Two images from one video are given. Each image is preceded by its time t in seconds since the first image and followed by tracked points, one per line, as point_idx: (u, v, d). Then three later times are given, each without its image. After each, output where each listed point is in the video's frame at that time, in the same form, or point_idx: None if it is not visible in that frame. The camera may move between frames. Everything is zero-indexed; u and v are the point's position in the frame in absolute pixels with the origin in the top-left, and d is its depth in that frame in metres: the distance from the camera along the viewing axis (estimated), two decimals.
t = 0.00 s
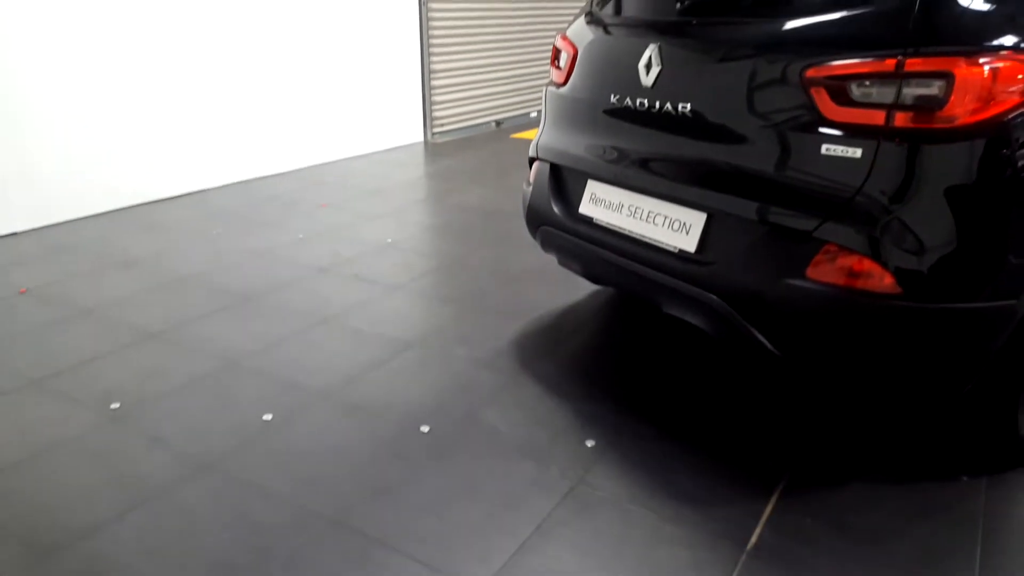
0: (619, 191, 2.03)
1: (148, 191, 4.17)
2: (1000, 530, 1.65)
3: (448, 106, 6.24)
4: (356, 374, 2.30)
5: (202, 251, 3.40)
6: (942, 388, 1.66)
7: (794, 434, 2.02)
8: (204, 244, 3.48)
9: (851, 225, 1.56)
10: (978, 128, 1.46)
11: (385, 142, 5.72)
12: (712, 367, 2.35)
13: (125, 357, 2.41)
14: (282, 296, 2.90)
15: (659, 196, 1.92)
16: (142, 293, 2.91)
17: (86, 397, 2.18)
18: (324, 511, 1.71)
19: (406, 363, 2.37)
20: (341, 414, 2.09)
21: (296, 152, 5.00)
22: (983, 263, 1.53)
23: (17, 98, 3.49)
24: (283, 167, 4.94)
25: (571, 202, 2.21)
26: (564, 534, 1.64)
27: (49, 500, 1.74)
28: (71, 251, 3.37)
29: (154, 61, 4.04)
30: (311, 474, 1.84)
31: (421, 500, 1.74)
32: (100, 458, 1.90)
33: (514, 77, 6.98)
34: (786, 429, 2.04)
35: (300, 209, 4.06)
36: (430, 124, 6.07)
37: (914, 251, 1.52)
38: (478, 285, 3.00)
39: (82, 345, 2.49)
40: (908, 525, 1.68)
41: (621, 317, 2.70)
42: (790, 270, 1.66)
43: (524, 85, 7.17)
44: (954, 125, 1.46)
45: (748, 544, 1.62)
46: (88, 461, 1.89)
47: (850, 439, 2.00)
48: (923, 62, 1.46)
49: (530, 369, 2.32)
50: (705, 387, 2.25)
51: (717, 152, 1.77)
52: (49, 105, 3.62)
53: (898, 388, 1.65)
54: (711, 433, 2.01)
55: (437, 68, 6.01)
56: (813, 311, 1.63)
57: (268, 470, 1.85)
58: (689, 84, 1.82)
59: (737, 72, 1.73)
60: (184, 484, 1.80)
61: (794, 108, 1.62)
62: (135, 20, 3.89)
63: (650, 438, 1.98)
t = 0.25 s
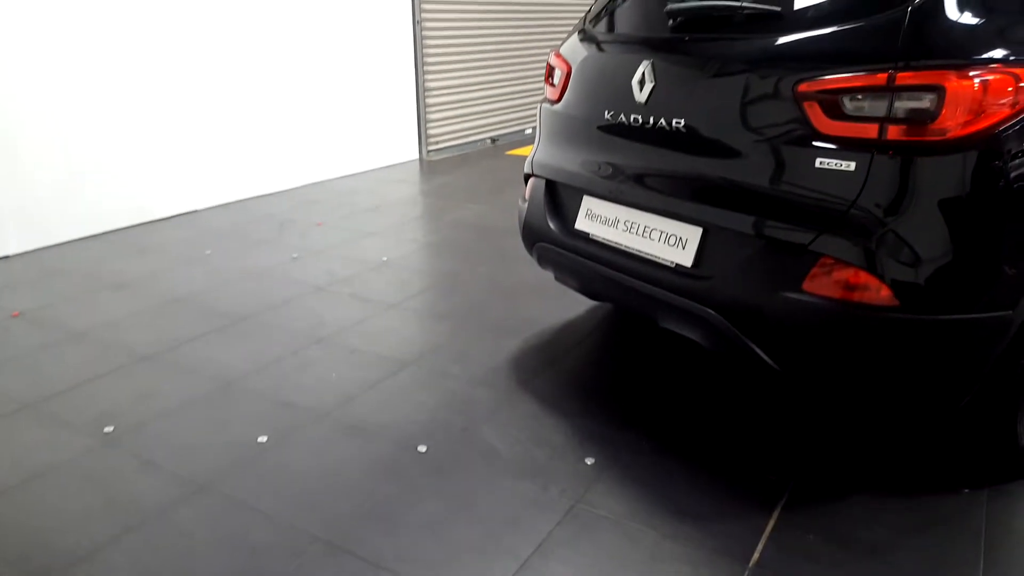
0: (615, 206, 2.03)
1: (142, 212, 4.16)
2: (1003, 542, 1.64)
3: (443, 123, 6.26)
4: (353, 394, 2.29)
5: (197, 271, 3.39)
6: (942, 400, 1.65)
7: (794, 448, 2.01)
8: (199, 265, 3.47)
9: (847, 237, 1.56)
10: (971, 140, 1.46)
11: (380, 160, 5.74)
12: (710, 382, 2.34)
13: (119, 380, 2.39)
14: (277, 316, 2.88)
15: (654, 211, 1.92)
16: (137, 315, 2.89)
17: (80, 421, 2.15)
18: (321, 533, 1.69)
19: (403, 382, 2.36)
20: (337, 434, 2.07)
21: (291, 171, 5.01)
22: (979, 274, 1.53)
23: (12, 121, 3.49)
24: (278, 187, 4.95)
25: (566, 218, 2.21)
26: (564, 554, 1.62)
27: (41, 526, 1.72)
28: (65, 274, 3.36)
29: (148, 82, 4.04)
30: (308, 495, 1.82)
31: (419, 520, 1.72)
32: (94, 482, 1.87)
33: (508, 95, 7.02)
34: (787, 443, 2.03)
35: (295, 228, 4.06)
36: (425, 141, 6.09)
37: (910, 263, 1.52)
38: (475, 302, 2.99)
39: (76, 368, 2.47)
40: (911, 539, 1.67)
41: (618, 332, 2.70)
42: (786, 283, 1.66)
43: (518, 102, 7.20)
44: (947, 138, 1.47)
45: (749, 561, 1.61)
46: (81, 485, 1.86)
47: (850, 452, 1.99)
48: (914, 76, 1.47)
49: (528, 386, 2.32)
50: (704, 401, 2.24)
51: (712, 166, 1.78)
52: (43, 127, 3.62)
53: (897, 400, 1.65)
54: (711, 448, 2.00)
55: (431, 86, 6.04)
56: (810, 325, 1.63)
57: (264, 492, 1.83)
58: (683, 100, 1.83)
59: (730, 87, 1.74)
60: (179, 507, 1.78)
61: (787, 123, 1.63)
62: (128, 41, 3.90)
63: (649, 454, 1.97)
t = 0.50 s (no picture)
0: (610, 220, 2.03)
1: (135, 230, 4.16)
2: (1004, 554, 1.63)
3: (437, 139, 6.28)
4: (348, 411, 2.27)
5: (190, 289, 3.38)
6: (940, 412, 1.65)
7: (792, 461, 2.00)
8: (192, 283, 3.46)
9: (842, 249, 1.56)
10: (963, 152, 1.47)
11: (374, 176, 5.75)
12: (707, 395, 2.34)
13: (112, 399, 2.37)
14: (272, 333, 2.87)
15: (649, 225, 1.92)
16: (130, 334, 2.88)
17: (72, 441, 2.13)
18: (317, 553, 1.67)
19: (399, 398, 2.34)
20: (333, 452, 2.06)
21: (285, 189, 5.01)
22: (974, 285, 1.53)
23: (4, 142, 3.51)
24: (272, 204, 4.95)
25: (561, 232, 2.21)
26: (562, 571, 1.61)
27: (33, 548, 1.70)
28: (57, 293, 3.34)
29: (140, 100, 4.05)
30: (303, 514, 1.80)
31: (416, 539, 1.71)
32: (86, 504, 1.85)
33: (502, 110, 7.05)
34: (785, 457, 2.02)
35: (290, 245, 4.06)
36: (419, 157, 6.10)
37: (905, 275, 1.52)
38: (471, 317, 2.99)
39: (68, 388, 2.45)
40: (911, 552, 1.65)
41: (614, 346, 2.69)
42: (782, 295, 1.66)
43: (511, 116, 7.23)
44: (939, 149, 1.47)
45: None
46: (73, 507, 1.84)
47: (849, 465, 1.99)
48: (906, 88, 1.48)
49: (525, 402, 2.30)
50: (701, 414, 2.23)
51: (706, 180, 1.78)
52: (34, 145, 3.62)
53: (895, 413, 1.64)
54: (709, 462, 1.99)
55: (424, 101, 6.06)
56: (806, 337, 1.63)
57: (259, 512, 1.81)
58: (676, 114, 1.84)
59: (722, 100, 1.74)
60: (173, 528, 1.76)
61: (780, 135, 1.64)
62: (120, 60, 3.91)
63: (647, 469, 1.96)
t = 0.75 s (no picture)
0: (604, 233, 2.06)
1: (132, 244, 4.18)
2: (998, 562, 1.64)
3: (433, 152, 6.32)
4: (345, 423, 2.28)
5: (188, 303, 3.39)
6: (931, 421, 1.67)
7: (787, 471, 2.01)
8: (190, 296, 3.48)
9: (833, 261, 1.58)
10: (951, 164, 1.49)
11: (371, 190, 5.78)
12: (702, 406, 2.35)
13: (109, 413, 2.38)
14: (269, 346, 2.88)
15: (642, 237, 1.94)
16: (127, 347, 2.89)
17: (69, 455, 2.14)
18: (314, 565, 1.67)
19: (396, 410, 2.35)
20: (330, 464, 2.06)
21: (282, 202, 5.04)
22: (963, 295, 1.55)
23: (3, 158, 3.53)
24: (269, 217, 4.97)
25: (556, 245, 2.23)
26: None
27: (29, 562, 1.70)
28: (55, 307, 3.36)
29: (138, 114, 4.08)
30: (300, 527, 1.80)
31: (413, 550, 1.71)
32: (83, 517, 1.85)
33: (498, 124, 7.10)
34: (778, 466, 2.03)
35: (287, 258, 4.08)
36: (415, 170, 6.14)
37: (895, 285, 1.53)
38: (467, 329, 3.00)
39: (65, 401, 2.46)
40: (906, 560, 1.66)
41: (609, 357, 2.71)
42: (774, 306, 1.68)
43: (507, 129, 7.27)
44: (928, 161, 1.50)
45: None
46: (70, 520, 1.85)
47: (842, 474, 2.00)
48: (894, 101, 1.51)
49: (521, 413, 2.32)
50: (696, 424, 2.25)
51: (698, 192, 1.80)
52: (34, 161, 3.65)
53: (886, 422, 1.66)
54: (704, 473, 2.00)
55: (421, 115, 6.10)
56: (799, 347, 1.65)
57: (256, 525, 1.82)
58: (668, 128, 1.86)
59: (714, 114, 1.77)
60: (169, 541, 1.77)
61: (771, 149, 1.66)
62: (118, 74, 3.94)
63: (642, 480, 1.97)
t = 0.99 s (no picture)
0: (598, 244, 2.06)
1: (126, 257, 4.18)
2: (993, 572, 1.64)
3: (428, 165, 6.34)
4: (340, 436, 2.28)
5: (182, 315, 3.38)
6: (925, 431, 1.67)
7: (783, 483, 2.01)
8: (184, 309, 3.47)
9: (826, 272, 1.58)
10: (942, 175, 1.51)
11: (365, 202, 5.79)
12: (697, 417, 2.35)
13: (102, 427, 2.37)
14: (263, 359, 2.88)
15: (637, 248, 1.95)
16: (120, 361, 2.88)
17: (61, 469, 2.13)
18: None
19: (391, 423, 2.35)
20: (325, 478, 2.06)
21: (277, 215, 5.05)
22: (955, 305, 1.56)
23: None
24: (264, 230, 4.97)
25: (551, 256, 2.24)
26: None
27: None
28: (48, 320, 3.34)
29: (133, 127, 4.09)
30: (295, 540, 1.80)
31: (408, 563, 1.71)
32: (75, 532, 1.84)
33: (492, 136, 7.13)
34: (774, 477, 2.04)
35: (282, 271, 4.07)
36: (410, 182, 6.15)
37: (888, 296, 1.54)
38: (462, 341, 3.00)
39: (57, 415, 2.45)
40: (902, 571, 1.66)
41: (605, 368, 2.71)
42: (768, 317, 1.68)
43: (502, 142, 7.30)
44: (919, 173, 1.51)
45: None
46: (62, 535, 1.83)
47: (837, 485, 2.00)
48: (885, 114, 1.52)
49: (517, 425, 2.31)
50: (691, 436, 2.25)
51: (692, 204, 1.81)
52: (28, 174, 3.66)
53: (881, 433, 1.66)
54: (700, 485, 2.00)
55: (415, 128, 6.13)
56: (793, 358, 1.65)
57: (250, 539, 1.81)
58: (662, 141, 1.88)
59: (707, 127, 1.78)
60: (162, 555, 1.76)
61: (763, 161, 1.67)
62: (113, 87, 3.95)
63: (638, 491, 1.97)
